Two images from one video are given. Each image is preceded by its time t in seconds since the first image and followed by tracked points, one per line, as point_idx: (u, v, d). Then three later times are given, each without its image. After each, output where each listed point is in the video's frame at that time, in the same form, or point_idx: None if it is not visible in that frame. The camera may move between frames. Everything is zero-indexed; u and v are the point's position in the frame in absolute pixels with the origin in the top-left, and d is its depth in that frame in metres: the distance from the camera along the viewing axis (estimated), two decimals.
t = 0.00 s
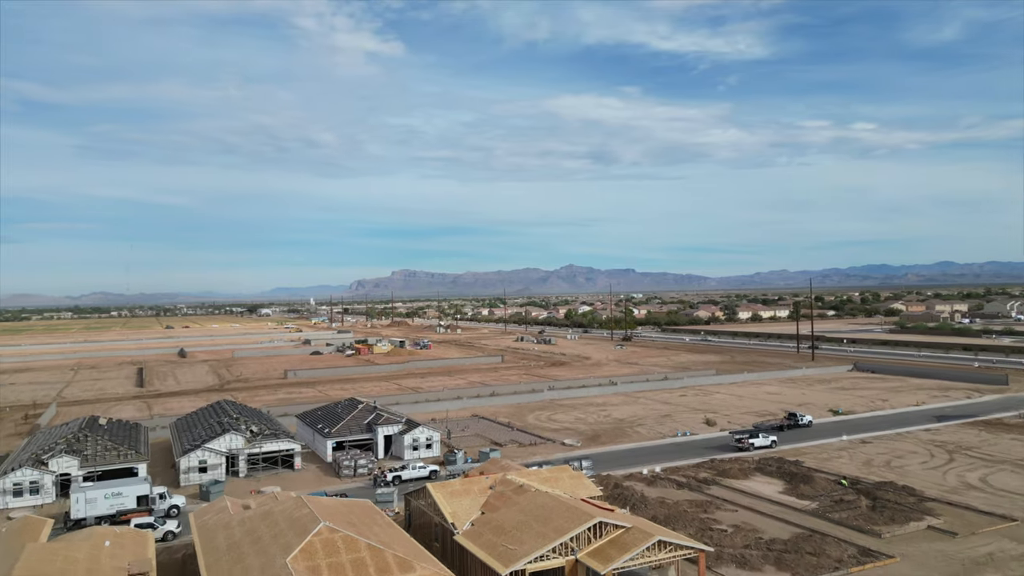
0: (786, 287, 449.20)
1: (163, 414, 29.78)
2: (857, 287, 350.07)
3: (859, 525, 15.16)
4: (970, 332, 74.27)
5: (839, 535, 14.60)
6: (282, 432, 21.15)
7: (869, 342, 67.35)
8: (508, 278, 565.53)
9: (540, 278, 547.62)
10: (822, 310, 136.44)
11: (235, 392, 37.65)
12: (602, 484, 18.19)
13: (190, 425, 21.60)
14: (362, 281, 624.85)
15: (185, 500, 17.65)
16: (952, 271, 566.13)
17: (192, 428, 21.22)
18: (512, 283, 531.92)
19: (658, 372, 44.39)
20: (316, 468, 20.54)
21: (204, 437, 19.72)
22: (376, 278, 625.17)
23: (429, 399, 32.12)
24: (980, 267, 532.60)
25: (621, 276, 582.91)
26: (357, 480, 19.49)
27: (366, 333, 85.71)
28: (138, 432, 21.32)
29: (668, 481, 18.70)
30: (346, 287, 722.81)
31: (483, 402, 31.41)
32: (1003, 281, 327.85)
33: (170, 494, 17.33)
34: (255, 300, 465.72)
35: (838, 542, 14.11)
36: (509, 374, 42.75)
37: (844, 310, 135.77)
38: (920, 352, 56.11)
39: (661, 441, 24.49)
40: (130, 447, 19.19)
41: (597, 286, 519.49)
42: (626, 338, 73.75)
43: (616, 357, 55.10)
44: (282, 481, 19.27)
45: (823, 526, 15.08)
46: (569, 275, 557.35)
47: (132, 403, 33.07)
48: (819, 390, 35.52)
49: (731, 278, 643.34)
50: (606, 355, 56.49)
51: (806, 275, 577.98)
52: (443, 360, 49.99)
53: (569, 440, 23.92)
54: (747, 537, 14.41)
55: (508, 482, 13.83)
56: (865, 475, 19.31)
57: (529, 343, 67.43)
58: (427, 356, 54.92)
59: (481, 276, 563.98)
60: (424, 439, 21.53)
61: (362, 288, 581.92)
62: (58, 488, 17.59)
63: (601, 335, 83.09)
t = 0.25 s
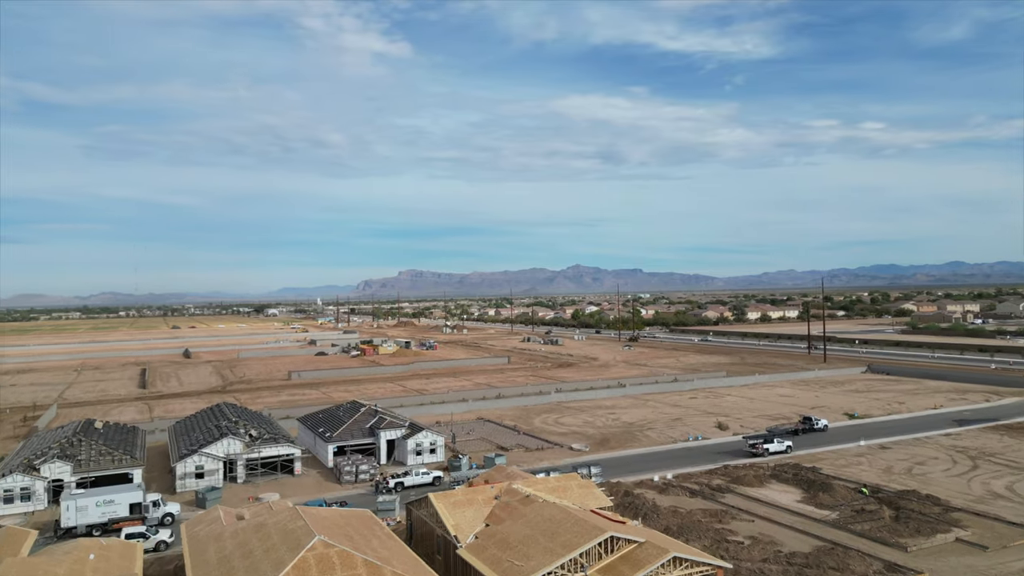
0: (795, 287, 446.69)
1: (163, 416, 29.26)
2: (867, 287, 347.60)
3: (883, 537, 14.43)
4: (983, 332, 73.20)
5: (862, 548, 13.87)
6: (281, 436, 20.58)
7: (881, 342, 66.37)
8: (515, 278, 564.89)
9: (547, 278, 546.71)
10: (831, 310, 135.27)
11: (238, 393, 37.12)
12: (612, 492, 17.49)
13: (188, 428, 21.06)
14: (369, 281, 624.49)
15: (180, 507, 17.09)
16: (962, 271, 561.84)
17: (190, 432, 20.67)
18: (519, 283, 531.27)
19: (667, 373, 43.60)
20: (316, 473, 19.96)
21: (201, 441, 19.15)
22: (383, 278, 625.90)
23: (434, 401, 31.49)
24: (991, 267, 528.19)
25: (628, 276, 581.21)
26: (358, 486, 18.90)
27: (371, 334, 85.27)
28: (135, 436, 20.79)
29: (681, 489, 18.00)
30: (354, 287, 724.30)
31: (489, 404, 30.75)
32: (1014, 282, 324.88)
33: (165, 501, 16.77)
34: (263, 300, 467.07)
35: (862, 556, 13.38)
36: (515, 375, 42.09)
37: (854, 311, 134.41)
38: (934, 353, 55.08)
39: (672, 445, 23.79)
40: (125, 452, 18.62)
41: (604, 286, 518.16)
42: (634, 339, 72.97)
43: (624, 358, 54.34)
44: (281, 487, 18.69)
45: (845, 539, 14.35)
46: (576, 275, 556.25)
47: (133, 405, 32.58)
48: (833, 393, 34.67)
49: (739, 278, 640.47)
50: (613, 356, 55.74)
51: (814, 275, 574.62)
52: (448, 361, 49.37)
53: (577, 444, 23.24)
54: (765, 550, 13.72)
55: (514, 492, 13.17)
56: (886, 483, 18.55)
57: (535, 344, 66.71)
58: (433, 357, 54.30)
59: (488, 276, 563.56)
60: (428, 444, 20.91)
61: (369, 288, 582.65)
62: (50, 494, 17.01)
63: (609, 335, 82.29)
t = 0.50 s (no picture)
0: (802, 287, 444.43)
1: (164, 418, 28.84)
2: (875, 287, 345.49)
3: (907, 549, 13.77)
4: (995, 332, 72.26)
5: (884, 561, 13.24)
6: (281, 440, 20.05)
7: (891, 343, 65.50)
8: (521, 278, 564.43)
9: (553, 278, 545.89)
10: (839, 311, 134.30)
11: (240, 394, 36.66)
12: (621, 500, 16.88)
13: (186, 432, 20.55)
14: (375, 281, 625.77)
15: (175, 514, 16.59)
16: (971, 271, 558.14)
17: (188, 435, 20.15)
18: (524, 283, 530.70)
19: (675, 375, 42.97)
20: (316, 479, 19.43)
21: (198, 445, 18.63)
22: (388, 279, 626.80)
23: (438, 404, 30.92)
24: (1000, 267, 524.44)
25: (634, 276, 579.89)
26: (359, 493, 18.35)
27: (377, 334, 84.86)
28: (132, 439, 20.30)
29: (692, 496, 17.38)
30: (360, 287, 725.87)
31: (494, 407, 30.17)
32: None
33: (160, 508, 16.25)
34: (269, 300, 468.44)
35: (885, 570, 12.75)
36: (521, 377, 41.50)
37: (863, 311, 133.24)
38: (947, 354, 54.17)
39: (682, 450, 23.16)
40: (120, 456, 18.14)
41: (610, 286, 516.99)
42: (641, 340, 72.28)
43: (631, 359, 53.67)
44: (280, 493, 18.16)
45: (866, 551, 13.72)
46: (582, 275, 555.28)
47: (134, 406, 32.18)
48: (845, 396, 33.92)
49: (746, 278, 637.89)
50: (620, 357, 55.10)
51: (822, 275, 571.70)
52: (453, 361, 48.83)
53: (584, 448, 22.63)
54: (782, 562, 13.10)
55: (520, 501, 12.57)
56: (906, 491, 17.85)
57: (541, 345, 66.11)
58: (438, 357, 53.77)
59: (494, 276, 563.34)
60: (431, 448, 20.35)
61: (375, 288, 583.08)
62: (43, 500, 16.59)
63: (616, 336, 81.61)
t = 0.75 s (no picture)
0: (811, 288, 441.88)
1: (165, 420, 28.35)
2: (884, 288, 343.16)
3: (935, 564, 13.05)
4: (1010, 333, 71.14)
5: None
6: (281, 445, 19.47)
7: (905, 345, 64.52)
8: (527, 279, 563.77)
9: (559, 278, 545.02)
10: (849, 311, 133.08)
11: (243, 396, 36.18)
12: (632, 510, 16.20)
13: (184, 436, 20.02)
14: (382, 281, 626.42)
15: (170, 522, 16.04)
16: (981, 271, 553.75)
17: (185, 439, 19.58)
18: (531, 283, 530.10)
19: (684, 377, 42.20)
20: (317, 485, 18.85)
21: (195, 450, 18.06)
22: (395, 279, 627.24)
23: (443, 406, 30.30)
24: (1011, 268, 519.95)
25: (641, 276, 578.13)
26: (360, 500, 17.76)
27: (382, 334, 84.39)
28: (128, 444, 19.80)
29: (706, 505, 16.68)
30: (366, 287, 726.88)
31: (500, 410, 29.53)
32: None
33: (153, 516, 15.70)
34: (276, 300, 469.53)
35: None
36: (528, 378, 40.86)
37: (873, 312, 131.91)
38: (962, 356, 53.21)
39: (694, 455, 22.44)
40: (114, 462, 17.62)
41: (617, 286, 515.70)
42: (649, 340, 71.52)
43: (640, 360, 52.94)
44: (279, 500, 17.60)
45: (892, 566, 12.99)
46: (589, 275, 554.07)
47: (135, 408, 31.73)
48: (861, 398, 33.10)
49: (753, 278, 634.97)
50: (628, 358, 54.41)
51: (830, 275, 568.34)
52: (459, 362, 48.23)
53: (593, 454, 21.96)
54: None
55: (527, 513, 11.91)
56: (930, 500, 17.10)
57: (548, 346, 65.48)
58: (444, 358, 53.21)
59: (500, 276, 562.84)
60: (435, 453, 19.75)
61: (381, 288, 583.67)
62: (34, 507, 16.09)
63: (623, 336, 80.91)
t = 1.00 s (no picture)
0: (818, 288, 439.69)
1: (165, 422, 27.87)
2: (892, 288, 341.14)
3: None
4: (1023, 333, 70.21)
5: None
6: (280, 448, 18.95)
7: (916, 345, 63.73)
8: (533, 279, 563.14)
9: (565, 278, 544.35)
10: (858, 311, 132.10)
11: (246, 397, 35.74)
12: (643, 519, 15.59)
13: (182, 439, 19.53)
14: (387, 281, 627.16)
15: (164, 529, 15.54)
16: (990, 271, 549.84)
17: (183, 443, 19.06)
18: (537, 283, 529.56)
19: (693, 378, 41.54)
20: (317, 490, 18.32)
21: (192, 454, 17.54)
22: (401, 279, 627.85)
23: (447, 408, 29.74)
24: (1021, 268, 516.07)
25: (647, 275, 576.70)
26: (361, 506, 17.22)
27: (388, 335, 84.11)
28: (125, 447, 19.32)
29: (719, 514, 16.05)
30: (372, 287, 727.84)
31: (506, 412, 28.94)
32: None
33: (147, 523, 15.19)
34: (282, 300, 470.52)
35: None
36: (534, 379, 40.31)
37: (882, 312, 130.77)
38: (975, 356, 52.37)
39: (706, 460, 21.81)
40: (109, 466, 17.13)
41: (623, 286, 514.53)
42: (656, 341, 70.83)
43: (647, 361, 52.26)
44: (278, 506, 17.07)
45: None
46: (595, 275, 552.94)
47: (136, 409, 31.29)
48: (874, 401, 32.40)
49: (760, 278, 632.36)
50: (635, 359, 53.83)
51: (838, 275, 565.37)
52: (464, 363, 47.65)
53: (601, 458, 21.37)
54: None
55: (533, 524, 11.34)
56: (953, 508, 16.44)
57: (554, 346, 64.86)
58: (449, 359, 52.67)
59: (506, 276, 562.40)
60: (439, 457, 19.18)
61: (386, 288, 584.38)
62: (26, 514, 15.63)
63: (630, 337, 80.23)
